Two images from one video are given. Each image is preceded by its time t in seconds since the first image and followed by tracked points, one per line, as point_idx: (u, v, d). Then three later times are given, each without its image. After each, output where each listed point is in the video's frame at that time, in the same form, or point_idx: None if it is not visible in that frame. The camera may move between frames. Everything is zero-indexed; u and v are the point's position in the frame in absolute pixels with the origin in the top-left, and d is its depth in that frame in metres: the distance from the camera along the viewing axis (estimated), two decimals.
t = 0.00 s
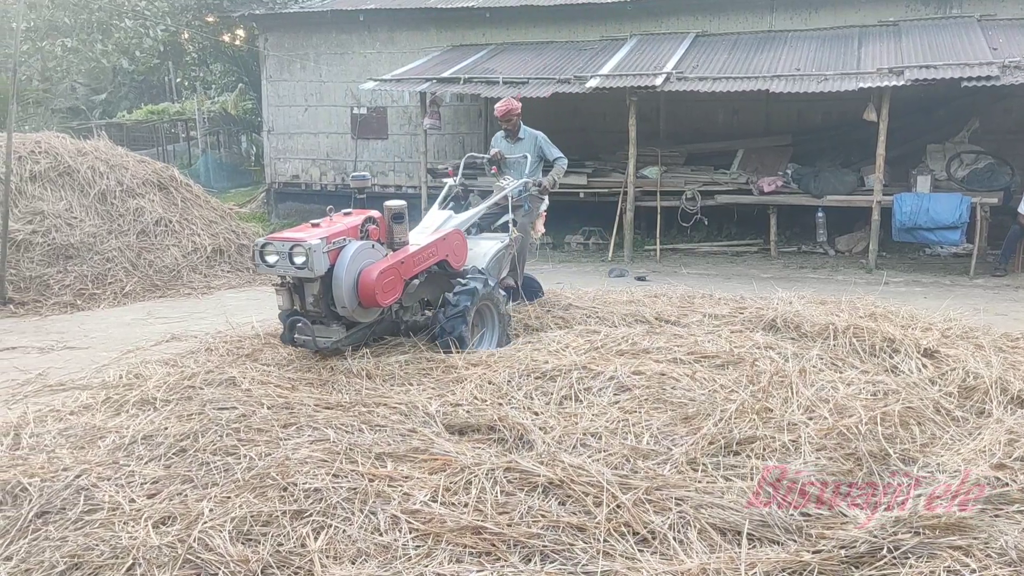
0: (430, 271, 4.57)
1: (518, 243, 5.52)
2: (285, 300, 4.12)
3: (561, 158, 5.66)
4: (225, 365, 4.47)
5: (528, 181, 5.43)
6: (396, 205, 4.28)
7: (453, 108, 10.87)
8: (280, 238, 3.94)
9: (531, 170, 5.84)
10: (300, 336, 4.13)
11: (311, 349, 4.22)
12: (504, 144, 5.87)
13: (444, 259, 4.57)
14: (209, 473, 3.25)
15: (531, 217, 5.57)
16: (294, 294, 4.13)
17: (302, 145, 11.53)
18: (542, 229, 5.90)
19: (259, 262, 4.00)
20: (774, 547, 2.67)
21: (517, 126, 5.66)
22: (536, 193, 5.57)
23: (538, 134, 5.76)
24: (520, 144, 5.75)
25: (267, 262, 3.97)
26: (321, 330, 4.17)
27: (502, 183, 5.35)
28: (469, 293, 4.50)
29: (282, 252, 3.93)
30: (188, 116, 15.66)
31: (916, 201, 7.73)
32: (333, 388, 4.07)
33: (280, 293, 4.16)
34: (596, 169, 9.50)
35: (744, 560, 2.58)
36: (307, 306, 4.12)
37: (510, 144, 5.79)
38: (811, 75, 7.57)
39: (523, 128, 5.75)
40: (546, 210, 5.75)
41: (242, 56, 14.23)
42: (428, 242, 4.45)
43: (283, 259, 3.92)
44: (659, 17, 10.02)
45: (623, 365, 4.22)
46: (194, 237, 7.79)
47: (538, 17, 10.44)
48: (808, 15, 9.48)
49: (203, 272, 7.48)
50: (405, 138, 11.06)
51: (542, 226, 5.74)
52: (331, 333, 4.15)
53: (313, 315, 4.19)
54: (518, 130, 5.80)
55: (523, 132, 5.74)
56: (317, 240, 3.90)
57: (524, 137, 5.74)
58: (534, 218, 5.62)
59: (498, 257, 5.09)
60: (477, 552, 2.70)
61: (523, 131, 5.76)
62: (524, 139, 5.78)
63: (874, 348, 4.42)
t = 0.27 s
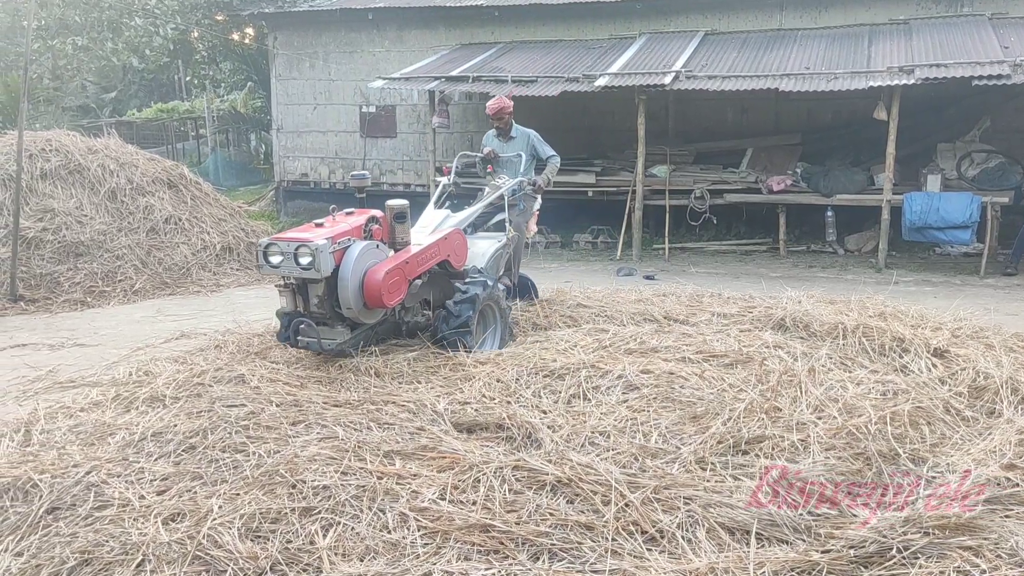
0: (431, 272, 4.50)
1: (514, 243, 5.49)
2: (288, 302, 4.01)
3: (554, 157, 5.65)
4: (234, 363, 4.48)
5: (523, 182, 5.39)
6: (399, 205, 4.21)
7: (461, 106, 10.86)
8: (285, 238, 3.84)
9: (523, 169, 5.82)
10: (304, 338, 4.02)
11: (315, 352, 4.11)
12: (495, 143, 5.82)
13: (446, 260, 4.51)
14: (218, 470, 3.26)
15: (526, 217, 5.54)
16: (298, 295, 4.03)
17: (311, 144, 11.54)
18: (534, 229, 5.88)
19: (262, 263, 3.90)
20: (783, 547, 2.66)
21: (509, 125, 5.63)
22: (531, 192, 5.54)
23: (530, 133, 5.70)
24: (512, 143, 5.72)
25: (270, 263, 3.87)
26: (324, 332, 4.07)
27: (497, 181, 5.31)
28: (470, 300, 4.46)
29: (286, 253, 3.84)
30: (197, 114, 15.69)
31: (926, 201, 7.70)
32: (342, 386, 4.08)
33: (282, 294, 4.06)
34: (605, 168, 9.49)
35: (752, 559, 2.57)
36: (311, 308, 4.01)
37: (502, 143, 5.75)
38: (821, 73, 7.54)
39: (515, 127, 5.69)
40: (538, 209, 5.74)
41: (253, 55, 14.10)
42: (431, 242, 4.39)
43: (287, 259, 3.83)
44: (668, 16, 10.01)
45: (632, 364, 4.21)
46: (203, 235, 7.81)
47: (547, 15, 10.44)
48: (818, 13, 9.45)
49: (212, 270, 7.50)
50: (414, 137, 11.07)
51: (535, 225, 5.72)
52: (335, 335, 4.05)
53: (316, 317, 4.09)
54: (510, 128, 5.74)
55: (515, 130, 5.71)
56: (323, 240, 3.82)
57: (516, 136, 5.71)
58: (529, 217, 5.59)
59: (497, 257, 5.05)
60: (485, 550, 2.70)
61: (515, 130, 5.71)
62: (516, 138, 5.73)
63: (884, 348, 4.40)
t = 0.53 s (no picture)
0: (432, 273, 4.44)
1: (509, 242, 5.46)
2: (292, 304, 3.91)
3: (547, 156, 5.65)
4: (243, 360, 4.50)
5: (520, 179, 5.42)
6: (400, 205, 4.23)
7: (469, 105, 10.86)
8: (289, 238, 3.73)
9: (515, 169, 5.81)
10: (308, 341, 3.95)
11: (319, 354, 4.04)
12: (487, 143, 5.87)
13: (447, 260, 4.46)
14: (227, 467, 3.27)
15: (519, 216, 5.53)
16: (302, 298, 3.93)
17: (319, 142, 11.56)
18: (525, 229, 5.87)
19: (265, 264, 3.78)
20: (791, 546, 2.65)
21: (501, 124, 5.62)
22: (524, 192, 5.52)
23: (522, 133, 5.77)
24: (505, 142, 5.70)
25: (274, 264, 3.75)
26: (329, 334, 3.97)
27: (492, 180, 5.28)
28: (472, 310, 4.39)
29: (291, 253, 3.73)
30: (206, 112, 15.73)
31: (936, 200, 7.66)
32: (350, 384, 4.09)
33: (283, 296, 3.93)
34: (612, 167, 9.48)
35: (761, 559, 2.57)
36: (315, 310, 3.93)
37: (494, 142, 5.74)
38: (831, 72, 7.52)
39: (507, 126, 5.76)
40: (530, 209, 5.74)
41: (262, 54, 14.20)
42: (433, 243, 4.34)
43: (292, 260, 3.72)
44: (676, 14, 9.99)
45: (640, 363, 4.21)
46: (212, 233, 7.84)
47: (555, 14, 10.44)
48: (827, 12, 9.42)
49: (221, 268, 7.52)
50: (422, 135, 11.08)
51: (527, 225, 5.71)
52: (340, 336, 3.96)
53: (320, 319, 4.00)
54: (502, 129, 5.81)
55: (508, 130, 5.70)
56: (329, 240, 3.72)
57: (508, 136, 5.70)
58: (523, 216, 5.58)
59: (495, 257, 5.01)
60: (493, 548, 2.71)
61: (507, 129, 5.72)
62: (508, 137, 5.79)
63: (893, 347, 4.39)
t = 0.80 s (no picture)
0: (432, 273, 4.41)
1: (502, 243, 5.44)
2: (295, 305, 3.85)
3: (537, 157, 5.67)
4: (250, 359, 4.51)
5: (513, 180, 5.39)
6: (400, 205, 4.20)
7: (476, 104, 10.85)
8: (293, 237, 3.69)
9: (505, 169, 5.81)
10: (312, 343, 3.91)
11: (323, 356, 4.00)
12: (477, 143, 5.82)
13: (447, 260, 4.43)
14: (234, 465, 3.28)
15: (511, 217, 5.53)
16: (306, 298, 3.87)
17: (326, 141, 11.57)
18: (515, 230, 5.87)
19: (269, 264, 3.73)
20: (798, 546, 2.65)
21: (491, 125, 5.62)
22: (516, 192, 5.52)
23: (513, 133, 5.72)
24: (496, 143, 5.71)
25: (278, 264, 3.71)
26: (334, 335, 3.92)
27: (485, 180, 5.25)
28: (474, 319, 4.37)
29: (296, 254, 3.68)
30: (213, 112, 15.77)
31: (944, 199, 7.64)
32: (357, 383, 4.09)
33: (287, 298, 3.86)
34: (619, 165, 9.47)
35: (767, 558, 2.57)
36: (319, 311, 3.88)
37: (485, 143, 5.73)
38: (838, 71, 7.50)
39: (498, 126, 5.70)
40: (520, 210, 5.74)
41: (268, 52, 14.23)
42: (435, 243, 4.30)
43: (297, 260, 3.67)
44: (683, 13, 9.98)
45: (646, 362, 4.21)
46: (219, 232, 7.86)
47: (562, 13, 10.43)
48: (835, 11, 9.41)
49: (228, 266, 7.54)
50: (428, 134, 11.08)
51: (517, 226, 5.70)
52: (345, 337, 3.92)
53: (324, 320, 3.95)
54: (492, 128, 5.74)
55: (498, 130, 5.70)
56: (334, 239, 3.68)
57: (499, 136, 5.70)
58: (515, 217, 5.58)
59: (491, 258, 4.99)
60: (499, 547, 2.71)
61: (497, 130, 5.72)
62: (498, 138, 5.74)
63: (901, 347, 4.38)
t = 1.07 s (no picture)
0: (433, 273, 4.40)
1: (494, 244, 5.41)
2: (300, 307, 3.83)
3: (528, 157, 5.68)
4: (255, 358, 4.51)
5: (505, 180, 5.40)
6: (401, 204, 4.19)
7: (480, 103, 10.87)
8: (300, 238, 3.67)
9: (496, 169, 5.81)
10: (317, 345, 3.87)
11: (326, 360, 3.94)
12: (467, 142, 5.81)
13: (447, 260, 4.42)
14: (240, 464, 3.29)
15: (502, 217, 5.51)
16: (312, 300, 3.85)
17: (331, 140, 11.58)
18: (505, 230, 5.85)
19: (275, 265, 3.71)
20: (803, 546, 2.65)
21: (483, 125, 5.63)
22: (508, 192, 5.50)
23: (504, 133, 5.73)
24: (487, 142, 5.71)
25: (285, 266, 3.69)
26: (339, 337, 3.89)
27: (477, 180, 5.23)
28: (476, 329, 4.36)
29: (303, 254, 3.67)
30: (217, 111, 15.79)
31: (949, 199, 7.62)
32: (362, 382, 4.10)
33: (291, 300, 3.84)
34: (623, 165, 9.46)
35: (773, 558, 2.57)
36: (324, 312, 3.86)
37: (477, 143, 5.74)
38: (843, 70, 7.49)
39: (489, 126, 5.70)
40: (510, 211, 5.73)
41: (273, 52, 14.24)
42: (435, 244, 4.29)
43: (304, 261, 3.66)
44: (688, 13, 9.98)
45: (651, 362, 4.21)
46: (224, 231, 7.87)
47: (567, 12, 10.43)
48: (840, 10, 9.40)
49: (233, 265, 7.56)
50: (433, 134, 11.09)
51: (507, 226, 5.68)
52: (350, 339, 3.89)
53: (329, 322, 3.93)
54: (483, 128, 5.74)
55: (490, 130, 5.71)
56: (342, 240, 3.67)
57: (490, 136, 5.71)
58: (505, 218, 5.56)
59: (484, 258, 4.97)
60: (504, 546, 2.71)
61: (489, 129, 5.72)
62: (490, 138, 5.74)
63: (906, 348, 4.37)
